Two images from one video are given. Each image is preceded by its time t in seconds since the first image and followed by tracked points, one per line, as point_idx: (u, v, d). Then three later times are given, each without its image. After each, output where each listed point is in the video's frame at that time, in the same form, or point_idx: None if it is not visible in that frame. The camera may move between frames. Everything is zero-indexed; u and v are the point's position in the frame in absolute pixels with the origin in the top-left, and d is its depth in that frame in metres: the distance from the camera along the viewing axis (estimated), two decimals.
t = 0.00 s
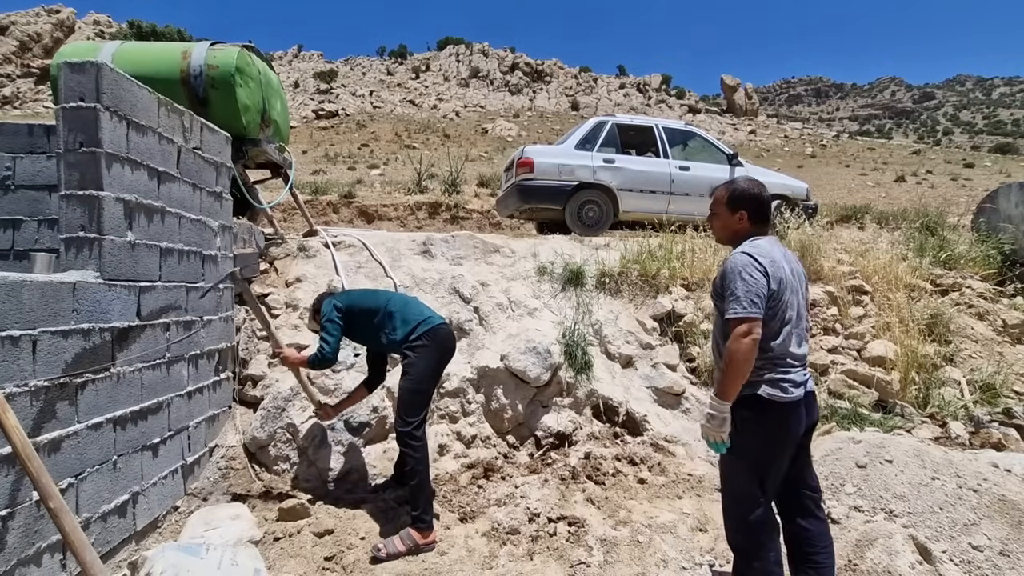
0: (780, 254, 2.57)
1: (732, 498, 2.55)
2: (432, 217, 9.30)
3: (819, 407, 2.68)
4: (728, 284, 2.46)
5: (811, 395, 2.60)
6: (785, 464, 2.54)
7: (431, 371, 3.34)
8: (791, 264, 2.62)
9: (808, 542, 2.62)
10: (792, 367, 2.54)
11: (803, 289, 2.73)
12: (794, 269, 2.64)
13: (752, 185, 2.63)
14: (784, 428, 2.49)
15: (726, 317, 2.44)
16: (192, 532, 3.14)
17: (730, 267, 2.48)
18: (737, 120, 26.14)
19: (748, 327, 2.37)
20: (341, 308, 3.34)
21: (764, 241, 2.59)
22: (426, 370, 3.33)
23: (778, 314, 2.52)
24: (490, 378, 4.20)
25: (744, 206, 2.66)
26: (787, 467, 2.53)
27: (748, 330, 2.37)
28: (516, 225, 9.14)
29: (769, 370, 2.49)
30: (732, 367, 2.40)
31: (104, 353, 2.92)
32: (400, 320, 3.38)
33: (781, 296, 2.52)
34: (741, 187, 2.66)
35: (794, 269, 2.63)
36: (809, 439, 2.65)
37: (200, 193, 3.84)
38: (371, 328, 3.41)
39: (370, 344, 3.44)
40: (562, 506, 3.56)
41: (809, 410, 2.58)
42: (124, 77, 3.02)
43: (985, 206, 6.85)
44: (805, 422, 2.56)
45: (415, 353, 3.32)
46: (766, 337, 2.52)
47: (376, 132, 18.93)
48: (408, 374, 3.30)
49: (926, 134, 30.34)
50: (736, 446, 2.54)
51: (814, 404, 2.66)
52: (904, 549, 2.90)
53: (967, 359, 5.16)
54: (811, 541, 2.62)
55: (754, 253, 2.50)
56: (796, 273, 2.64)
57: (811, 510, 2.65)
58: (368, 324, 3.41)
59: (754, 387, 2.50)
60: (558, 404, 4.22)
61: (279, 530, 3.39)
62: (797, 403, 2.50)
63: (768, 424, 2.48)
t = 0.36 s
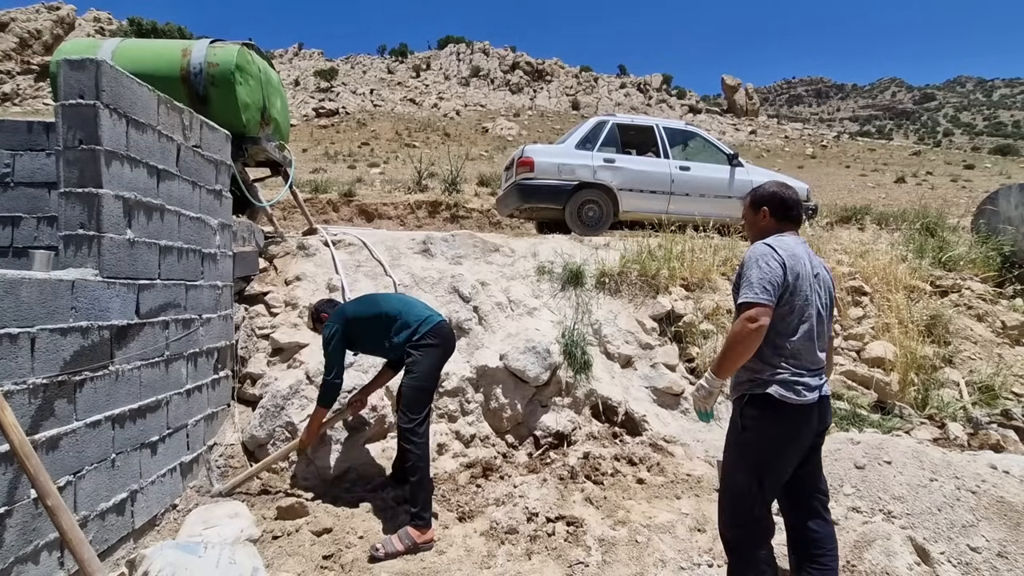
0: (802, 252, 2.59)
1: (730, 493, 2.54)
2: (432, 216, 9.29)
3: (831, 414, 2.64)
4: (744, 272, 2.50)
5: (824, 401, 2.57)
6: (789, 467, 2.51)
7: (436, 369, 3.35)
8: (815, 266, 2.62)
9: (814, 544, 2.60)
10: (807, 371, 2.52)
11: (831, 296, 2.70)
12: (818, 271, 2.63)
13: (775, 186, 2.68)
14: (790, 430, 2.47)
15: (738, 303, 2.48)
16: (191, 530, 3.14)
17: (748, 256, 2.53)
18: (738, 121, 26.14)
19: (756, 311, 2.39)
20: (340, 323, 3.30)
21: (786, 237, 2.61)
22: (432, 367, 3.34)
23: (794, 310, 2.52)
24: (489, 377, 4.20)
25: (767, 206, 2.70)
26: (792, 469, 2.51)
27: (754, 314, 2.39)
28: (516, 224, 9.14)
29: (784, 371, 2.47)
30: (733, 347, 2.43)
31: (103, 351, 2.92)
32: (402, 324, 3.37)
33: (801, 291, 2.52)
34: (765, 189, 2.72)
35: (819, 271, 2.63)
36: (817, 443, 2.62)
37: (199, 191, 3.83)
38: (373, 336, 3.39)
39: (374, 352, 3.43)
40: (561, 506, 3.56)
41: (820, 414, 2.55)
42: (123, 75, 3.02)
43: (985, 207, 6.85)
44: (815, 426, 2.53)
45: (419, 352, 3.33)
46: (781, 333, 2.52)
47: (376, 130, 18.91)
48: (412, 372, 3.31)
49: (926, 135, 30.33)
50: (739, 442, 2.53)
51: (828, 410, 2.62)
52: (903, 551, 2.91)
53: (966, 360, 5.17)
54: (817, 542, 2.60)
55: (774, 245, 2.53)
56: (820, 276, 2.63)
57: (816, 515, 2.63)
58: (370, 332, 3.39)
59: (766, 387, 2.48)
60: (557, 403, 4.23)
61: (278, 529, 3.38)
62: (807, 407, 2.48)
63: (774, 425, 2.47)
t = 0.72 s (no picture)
0: (800, 248, 2.57)
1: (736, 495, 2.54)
2: (431, 214, 9.27)
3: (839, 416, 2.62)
4: (738, 272, 2.51)
5: (828, 401, 2.55)
6: (796, 469, 2.50)
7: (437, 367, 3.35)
8: (816, 261, 2.61)
9: (815, 544, 2.59)
10: (810, 370, 2.51)
11: (836, 292, 2.67)
12: (820, 266, 2.61)
13: (766, 188, 2.71)
14: (791, 429, 2.46)
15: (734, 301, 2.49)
16: (187, 528, 3.13)
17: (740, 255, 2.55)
18: (737, 120, 26.14)
19: (751, 307, 2.41)
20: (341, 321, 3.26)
21: (780, 233, 2.61)
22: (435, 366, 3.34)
23: (791, 306, 2.51)
24: (487, 376, 4.19)
25: (756, 208, 2.73)
26: (796, 470, 2.50)
27: (750, 310, 2.40)
28: (515, 223, 9.13)
29: (785, 371, 2.47)
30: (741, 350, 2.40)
31: (99, 349, 2.91)
32: (404, 325, 3.35)
33: (798, 286, 2.51)
34: (755, 191, 2.75)
35: (822, 267, 2.60)
36: (825, 444, 2.60)
37: (197, 189, 3.82)
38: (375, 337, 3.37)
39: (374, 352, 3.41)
40: (559, 505, 3.56)
41: (824, 415, 2.53)
42: (120, 71, 3.01)
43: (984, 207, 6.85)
44: (818, 426, 2.51)
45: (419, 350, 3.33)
46: (780, 329, 2.52)
47: (376, 129, 18.89)
48: (415, 369, 3.31)
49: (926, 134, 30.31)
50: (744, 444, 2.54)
51: (836, 412, 2.59)
52: (901, 550, 2.91)
53: (965, 359, 5.16)
54: (820, 544, 2.59)
55: (768, 242, 2.54)
56: (822, 272, 2.61)
57: (820, 517, 2.61)
58: (372, 332, 3.36)
59: (766, 385, 2.48)
60: (555, 402, 4.22)
61: (275, 527, 3.38)
62: (810, 406, 2.47)
63: (776, 424, 2.47)
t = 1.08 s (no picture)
0: (785, 247, 2.56)
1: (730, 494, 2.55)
2: (431, 213, 9.27)
3: (839, 416, 2.55)
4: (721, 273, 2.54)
5: (824, 401, 2.50)
6: (790, 468, 2.49)
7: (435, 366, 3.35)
8: (805, 258, 2.60)
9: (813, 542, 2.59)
10: (801, 369, 2.49)
11: (828, 287, 2.65)
12: (809, 263, 2.59)
13: (752, 187, 2.73)
14: (783, 429, 2.45)
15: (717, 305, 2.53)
16: (187, 527, 3.13)
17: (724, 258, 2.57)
18: (736, 119, 26.15)
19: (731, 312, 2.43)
20: (344, 287, 3.39)
21: (766, 234, 2.61)
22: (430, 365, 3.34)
23: (778, 308, 2.51)
24: (487, 375, 4.19)
25: (743, 208, 2.75)
26: (789, 470, 2.48)
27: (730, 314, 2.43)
28: (515, 222, 9.13)
29: (773, 371, 2.47)
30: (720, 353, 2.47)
31: (98, 347, 2.91)
32: (397, 313, 3.38)
33: (783, 286, 2.51)
34: (742, 191, 2.77)
35: (810, 263, 2.59)
36: (824, 443, 2.55)
37: (196, 187, 3.82)
38: (373, 317, 3.45)
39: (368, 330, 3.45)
40: (558, 503, 3.56)
41: (820, 414, 2.49)
42: (119, 69, 3.01)
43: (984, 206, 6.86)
44: (812, 426, 2.48)
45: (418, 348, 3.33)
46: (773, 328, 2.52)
47: (376, 128, 18.88)
48: (404, 369, 3.30)
49: (926, 134, 30.32)
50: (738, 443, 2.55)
51: (835, 412, 2.53)
52: (900, 549, 2.91)
53: (964, 359, 5.17)
54: (820, 543, 2.59)
55: (750, 244, 2.55)
56: (811, 268, 2.59)
57: (820, 515, 2.61)
58: (371, 308, 3.44)
59: (754, 386, 2.49)
60: (555, 401, 4.22)
61: (274, 526, 3.39)
62: (801, 406, 2.44)
63: (767, 424, 2.46)
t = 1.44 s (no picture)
0: (751, 246, 2.58)
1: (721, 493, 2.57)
2: (430, 212, 9.26)
3: (828, 412, 2.52)
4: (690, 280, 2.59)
5: (808, 397, 2.48)
6: (777, 464, 2.48)
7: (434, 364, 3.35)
8: (775, 255, 2.59)
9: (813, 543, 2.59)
10: (780, 365, 2.49)
11: (805, 280, 2.62)
12: (780, 259, 2.59)
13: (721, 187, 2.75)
14: (764, 426, 2.45)
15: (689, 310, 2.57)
16: (186, 524, 3.13)
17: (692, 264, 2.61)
18: (736, 119, 26.14)
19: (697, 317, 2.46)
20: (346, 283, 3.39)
21: (733, 236, 2.64)
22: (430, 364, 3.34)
23: (748, 308, 2.52)
24: (486, 373, 4.20)
25: (716, 209, 2.77)
26: (776, 467, 2.47)
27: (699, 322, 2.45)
28: (514, 221, 9.12)
29: (748, 369, 2.50)
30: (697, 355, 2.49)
31: (98, 344, 2.91)
32: (399, 311, 3.38)
33: (751, 287, 2.52)
34: (712, 193, 2.79)
35: (781, 259, 2.58)
36: (814, 439, 2.52)
37: (196, 185, 3.82)
38: (372, 314, 3.43)
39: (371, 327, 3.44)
40: (557, 501, 3.57)
41: (805, 410, 2.48)
42: (118, 67, 3.00)
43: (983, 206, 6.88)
44: (796, 422, 2.47)
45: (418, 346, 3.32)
46: (747, 330, 2.53)
47: (375, 126, 18.86)
48: (404, 367, 3.30)
49: (925, 134, 30.38)
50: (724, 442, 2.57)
51: (822, 409, 2.51)
52: (898, 546, 2.92)
53: (962, 358, 5.18)
54: (820, 542, 2.60)
55: (714, 248, 2.59)
56: (783, 264, 2.59)
57: (821, 514, 2.61)
58: (371, 306, 3.42)
59: (734, 383, 2.53)
60: (554, 399, 4.22)
61: (273, 523, 3.39)
62: (781, 403, 2.44)
63: (749, 421, 2.47)
